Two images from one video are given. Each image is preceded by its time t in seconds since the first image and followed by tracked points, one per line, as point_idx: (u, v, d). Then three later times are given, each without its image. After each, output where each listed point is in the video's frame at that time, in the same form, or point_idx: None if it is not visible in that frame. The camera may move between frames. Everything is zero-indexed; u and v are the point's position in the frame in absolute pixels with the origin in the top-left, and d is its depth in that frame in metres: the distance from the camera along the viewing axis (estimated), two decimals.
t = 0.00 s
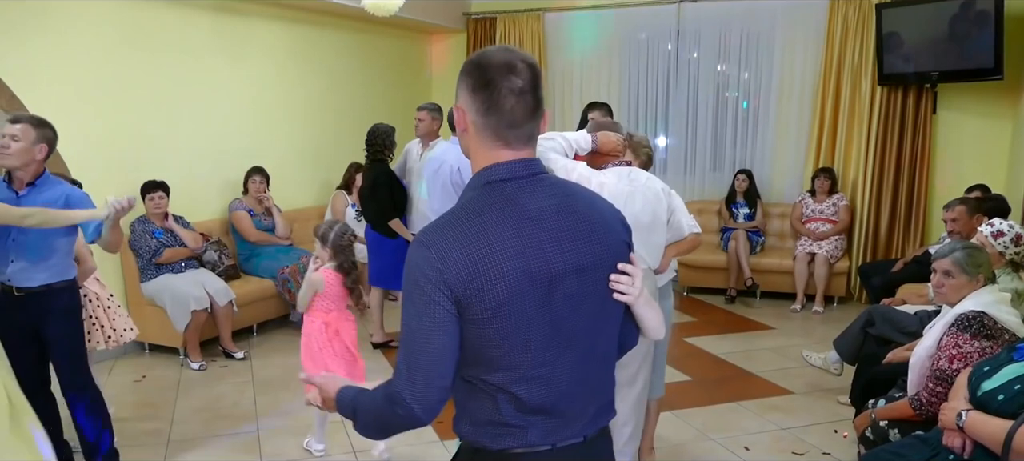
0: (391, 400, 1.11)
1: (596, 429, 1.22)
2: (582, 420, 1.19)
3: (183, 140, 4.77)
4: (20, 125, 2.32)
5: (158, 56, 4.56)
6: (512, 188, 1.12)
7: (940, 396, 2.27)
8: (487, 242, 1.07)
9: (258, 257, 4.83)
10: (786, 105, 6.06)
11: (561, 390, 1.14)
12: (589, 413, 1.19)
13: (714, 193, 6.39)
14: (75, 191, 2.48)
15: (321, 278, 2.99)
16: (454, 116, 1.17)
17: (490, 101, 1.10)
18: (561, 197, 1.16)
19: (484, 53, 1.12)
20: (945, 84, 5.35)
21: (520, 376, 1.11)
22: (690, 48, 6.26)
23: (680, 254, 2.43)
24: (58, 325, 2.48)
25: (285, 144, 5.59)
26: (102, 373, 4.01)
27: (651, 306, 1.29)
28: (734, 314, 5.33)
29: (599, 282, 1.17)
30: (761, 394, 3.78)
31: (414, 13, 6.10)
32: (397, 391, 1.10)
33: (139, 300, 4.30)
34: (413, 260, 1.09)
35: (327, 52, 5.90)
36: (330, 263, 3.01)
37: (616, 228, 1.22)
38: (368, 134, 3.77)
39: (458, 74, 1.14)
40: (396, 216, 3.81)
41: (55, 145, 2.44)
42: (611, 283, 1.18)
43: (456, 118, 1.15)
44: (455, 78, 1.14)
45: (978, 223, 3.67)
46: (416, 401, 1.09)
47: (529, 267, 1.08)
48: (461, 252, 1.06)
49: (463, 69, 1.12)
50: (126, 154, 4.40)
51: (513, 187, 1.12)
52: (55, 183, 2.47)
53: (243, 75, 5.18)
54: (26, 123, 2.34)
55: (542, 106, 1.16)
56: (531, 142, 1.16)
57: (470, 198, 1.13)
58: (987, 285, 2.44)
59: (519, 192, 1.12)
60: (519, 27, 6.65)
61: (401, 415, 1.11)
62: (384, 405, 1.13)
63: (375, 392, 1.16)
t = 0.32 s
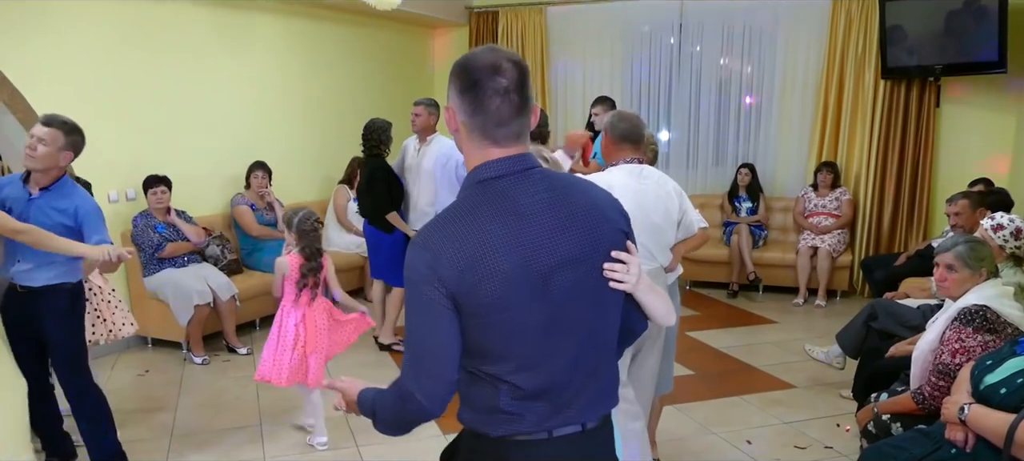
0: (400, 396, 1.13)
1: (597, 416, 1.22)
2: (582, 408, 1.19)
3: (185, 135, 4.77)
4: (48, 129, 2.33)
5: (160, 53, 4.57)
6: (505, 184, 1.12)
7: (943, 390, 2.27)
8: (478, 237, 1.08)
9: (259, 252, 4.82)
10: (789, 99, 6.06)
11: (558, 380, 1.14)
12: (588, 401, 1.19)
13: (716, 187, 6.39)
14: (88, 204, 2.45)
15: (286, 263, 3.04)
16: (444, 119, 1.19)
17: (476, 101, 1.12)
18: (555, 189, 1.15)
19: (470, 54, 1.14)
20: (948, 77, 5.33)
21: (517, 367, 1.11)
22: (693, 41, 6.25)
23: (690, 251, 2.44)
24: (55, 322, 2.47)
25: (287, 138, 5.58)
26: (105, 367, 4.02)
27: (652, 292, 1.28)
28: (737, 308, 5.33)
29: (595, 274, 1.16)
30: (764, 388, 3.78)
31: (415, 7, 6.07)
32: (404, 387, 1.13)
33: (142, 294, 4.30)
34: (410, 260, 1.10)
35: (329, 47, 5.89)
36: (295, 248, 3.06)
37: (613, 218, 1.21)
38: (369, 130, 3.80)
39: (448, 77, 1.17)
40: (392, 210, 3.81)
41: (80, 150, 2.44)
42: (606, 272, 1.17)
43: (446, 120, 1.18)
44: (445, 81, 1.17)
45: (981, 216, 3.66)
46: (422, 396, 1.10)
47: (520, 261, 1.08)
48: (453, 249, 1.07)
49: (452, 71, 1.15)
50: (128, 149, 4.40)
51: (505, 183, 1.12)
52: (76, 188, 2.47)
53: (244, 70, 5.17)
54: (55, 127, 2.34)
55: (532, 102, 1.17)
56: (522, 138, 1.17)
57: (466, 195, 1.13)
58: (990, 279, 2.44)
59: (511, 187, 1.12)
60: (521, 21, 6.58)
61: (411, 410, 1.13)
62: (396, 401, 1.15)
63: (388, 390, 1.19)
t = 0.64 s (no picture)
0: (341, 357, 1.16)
1: (544, 416, 1.18)
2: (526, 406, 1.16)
3: (186, 131, 4.77)
4: (59, 118, 2.34)
5: (160, 50, 4.57)
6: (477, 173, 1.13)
7: (946, 386, 2.27)
8: (434, 216, 1.09)
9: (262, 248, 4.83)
10: (791, 94, 6.05)
11: (498, 373, 1.12)
12: (534, 401, 1.16)
13: (718, 183, 6.39)
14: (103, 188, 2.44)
15: (258, 253, 3.18)
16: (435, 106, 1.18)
17: (468, 88, 1.12)
18: (526, 184, 1.14)
19: (463, 43, 1.14)
20: (952, 73, 5.32)
21: (457, 351, 1.11)
22: (695, 37, 6.23)
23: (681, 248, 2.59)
24: (77, 322, 2.50)
25: (288, 134, 5.58)
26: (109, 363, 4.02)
27: (623, 309, 1.24)
28: (739, 304, 5.33)
29: (552, 272, 1.14)
30: (766, 385, 3.78)
31: (416, 3, 6.05)
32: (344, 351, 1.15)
33: (144, 290, 4.31)
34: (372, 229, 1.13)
35: (330, 43, 5.88)
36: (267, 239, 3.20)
37: (586, 224, 1.18)
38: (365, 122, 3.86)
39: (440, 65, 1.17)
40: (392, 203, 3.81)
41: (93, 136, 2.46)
42: (562, 276, 1.14)
43: (437, 107, 1.17)
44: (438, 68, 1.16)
45: (983, 212, 3.66)
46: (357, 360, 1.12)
47: (473, 247, 1.08)
48: (407, 224, 1.09)
49: (444, 59, 1.15)
50: (129, 145, 4.41)
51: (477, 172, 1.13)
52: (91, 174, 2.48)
53: (246, 67, 5.17)
54: (65, 116, 2.35)
55: (522, 95, 1.17)
56: (509, 131, 1.17)
57: (439, 177, 1.15)
58: (992, 275, 2.43)
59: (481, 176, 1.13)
60: (523, 17, 6.53)
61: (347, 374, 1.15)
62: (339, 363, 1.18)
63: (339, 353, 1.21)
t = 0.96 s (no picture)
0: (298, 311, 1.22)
1: (488, 417, 1.19)
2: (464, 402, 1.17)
3: (188, 127, 4.78)
4: (53, 114, 2.31)
5: (162, 46, 4.57)
6: (449, 164, 1.14)
7: (949, 384, 2.27)
8: (395, 197, 1.12)
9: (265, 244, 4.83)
10: (794, 91, 6.04)
11: (436, 367, 1.13)
12: (471, 401, 1.16)
13: (721, 180, 6.38)
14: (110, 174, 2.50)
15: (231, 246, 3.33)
16: (426, 102, 1.20)
17: (459, 81, 1.13)
18: (493, 187, 1.14)
19: (455, 40, 1.16)
20: (955, 70, 5.30)
21: (402, 336, 1.14)
22: (698, 34, 6.22)
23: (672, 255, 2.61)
24: (87, 323, 2.51)
25: (291, 130, 5.58)
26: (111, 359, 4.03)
27: (574, 328, 1.24)
28: (741, 301, 5.33)
29: (506, 275, 1.14)
30: (767, 382, 3.78)
31: None
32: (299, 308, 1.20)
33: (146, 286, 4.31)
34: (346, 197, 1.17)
35: (333, 39, 5.87)
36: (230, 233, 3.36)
37: (551, 240, 1.17)
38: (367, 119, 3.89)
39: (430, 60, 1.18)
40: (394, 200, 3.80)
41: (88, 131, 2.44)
42: (512, 285, 1.14)
43: (428, 102, 1.18)
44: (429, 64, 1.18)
45: (987, 210, 3.64)
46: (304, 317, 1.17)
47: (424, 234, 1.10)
48: (370, 199, 1.13)
49: (436, 56, 1.16)
50: (131, 141, 4.41)
51: (449, 164, 1.14)
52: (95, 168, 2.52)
53: (248, 63, 5.17)
54: (59, 111, 2.32)
55: (512, 92, 1.19)
56: (498, 125, 1.18)
57: (416, 162, 1.17)
58: (996, 273, 2.43)
59: (451, 167, 1.14)
60: (526, 14, 6.49)
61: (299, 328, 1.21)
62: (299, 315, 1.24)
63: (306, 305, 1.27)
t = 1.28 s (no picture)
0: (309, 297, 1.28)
1: (477, 411, 1.19)
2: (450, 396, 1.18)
3: (190, 125, 4.78)
4: (40, 109, 2.34)
5: (164, 45, 4.57)
6: (441, 160, 1.15)
7: (950, 381, 2.26)
8: (383, 190, 1.15)
9: (267, 241, 4.84)
10: (797, 88, 6.04)
11: (420, 359, 1.16)
12: (458, 394, 1.17)
13: (723, 178, 6.38)
14: (77, 166, 2.42)
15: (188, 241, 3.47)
16: (422, 100, 1.21)
17: (450, 81, 1.13)
18: (482, 184, 1.14)
19: (451, 39, 1.15)
20: (958, 67, 5.28)
21: (391, 327, 1.17)
22: (700, 31, 6.21)
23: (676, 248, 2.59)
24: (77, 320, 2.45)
25: (293, 128, 5.58)
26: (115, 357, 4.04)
27: (566, 328, 1.22)
28: (744, 298, 5.33)
29: (491, 270, 1.14)
30: (770, 379, 3.78)
31: None
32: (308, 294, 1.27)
33: (149, 284, 4.32)
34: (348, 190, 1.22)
35: (335, 37, 5.87)
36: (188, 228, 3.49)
37: (541, 236, 1.15)
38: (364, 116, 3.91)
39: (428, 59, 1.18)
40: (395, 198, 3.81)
41: (79, 129, 2.47)
42: (496, 281, 1.14)
43: (424, 99, 1.19)
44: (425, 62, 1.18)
45: (990, 207, 3.64)
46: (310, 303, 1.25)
47: (408, 227, 1.12)
48: (362, 193, 1.16)
49: (432, 56, 1.16)
50: (134, 139, 4.42)
51: (441, 160, 1.15)
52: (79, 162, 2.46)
53: (251, 61, 5.17)
54: (46, 107, 2.35)
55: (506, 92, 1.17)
56: (490, 125, 1.18)
57: (413, 158, 1.18)
58: (998, 270, 2.43)
59: (440, 163, 1.15)
60: (529, 11, 6.48)
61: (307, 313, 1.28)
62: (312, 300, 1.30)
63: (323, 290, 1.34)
